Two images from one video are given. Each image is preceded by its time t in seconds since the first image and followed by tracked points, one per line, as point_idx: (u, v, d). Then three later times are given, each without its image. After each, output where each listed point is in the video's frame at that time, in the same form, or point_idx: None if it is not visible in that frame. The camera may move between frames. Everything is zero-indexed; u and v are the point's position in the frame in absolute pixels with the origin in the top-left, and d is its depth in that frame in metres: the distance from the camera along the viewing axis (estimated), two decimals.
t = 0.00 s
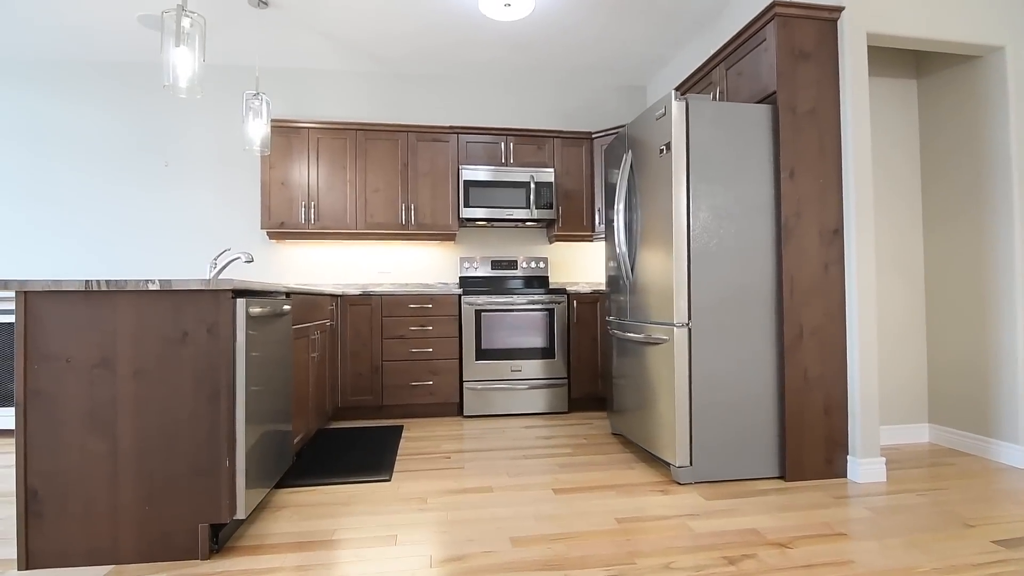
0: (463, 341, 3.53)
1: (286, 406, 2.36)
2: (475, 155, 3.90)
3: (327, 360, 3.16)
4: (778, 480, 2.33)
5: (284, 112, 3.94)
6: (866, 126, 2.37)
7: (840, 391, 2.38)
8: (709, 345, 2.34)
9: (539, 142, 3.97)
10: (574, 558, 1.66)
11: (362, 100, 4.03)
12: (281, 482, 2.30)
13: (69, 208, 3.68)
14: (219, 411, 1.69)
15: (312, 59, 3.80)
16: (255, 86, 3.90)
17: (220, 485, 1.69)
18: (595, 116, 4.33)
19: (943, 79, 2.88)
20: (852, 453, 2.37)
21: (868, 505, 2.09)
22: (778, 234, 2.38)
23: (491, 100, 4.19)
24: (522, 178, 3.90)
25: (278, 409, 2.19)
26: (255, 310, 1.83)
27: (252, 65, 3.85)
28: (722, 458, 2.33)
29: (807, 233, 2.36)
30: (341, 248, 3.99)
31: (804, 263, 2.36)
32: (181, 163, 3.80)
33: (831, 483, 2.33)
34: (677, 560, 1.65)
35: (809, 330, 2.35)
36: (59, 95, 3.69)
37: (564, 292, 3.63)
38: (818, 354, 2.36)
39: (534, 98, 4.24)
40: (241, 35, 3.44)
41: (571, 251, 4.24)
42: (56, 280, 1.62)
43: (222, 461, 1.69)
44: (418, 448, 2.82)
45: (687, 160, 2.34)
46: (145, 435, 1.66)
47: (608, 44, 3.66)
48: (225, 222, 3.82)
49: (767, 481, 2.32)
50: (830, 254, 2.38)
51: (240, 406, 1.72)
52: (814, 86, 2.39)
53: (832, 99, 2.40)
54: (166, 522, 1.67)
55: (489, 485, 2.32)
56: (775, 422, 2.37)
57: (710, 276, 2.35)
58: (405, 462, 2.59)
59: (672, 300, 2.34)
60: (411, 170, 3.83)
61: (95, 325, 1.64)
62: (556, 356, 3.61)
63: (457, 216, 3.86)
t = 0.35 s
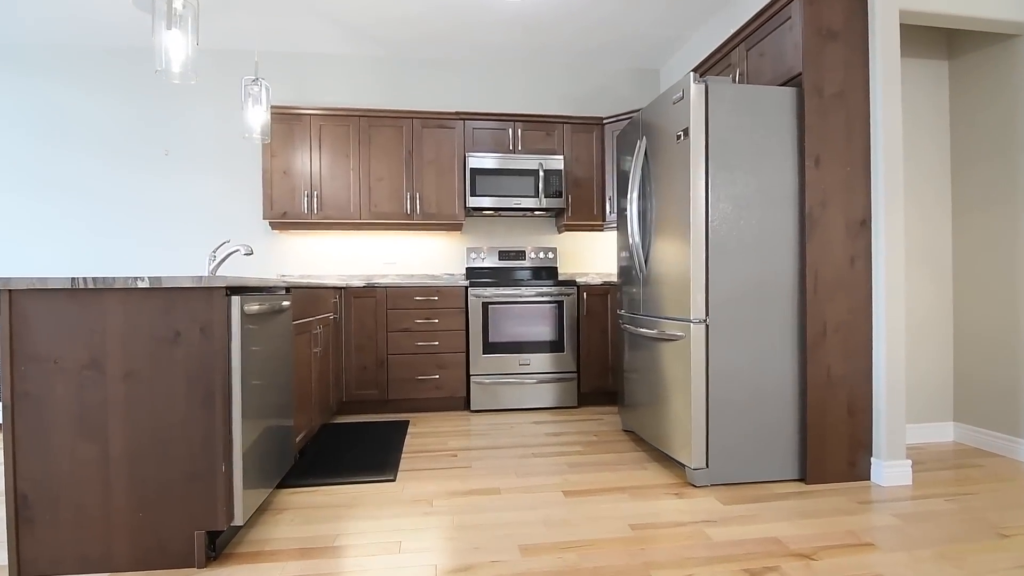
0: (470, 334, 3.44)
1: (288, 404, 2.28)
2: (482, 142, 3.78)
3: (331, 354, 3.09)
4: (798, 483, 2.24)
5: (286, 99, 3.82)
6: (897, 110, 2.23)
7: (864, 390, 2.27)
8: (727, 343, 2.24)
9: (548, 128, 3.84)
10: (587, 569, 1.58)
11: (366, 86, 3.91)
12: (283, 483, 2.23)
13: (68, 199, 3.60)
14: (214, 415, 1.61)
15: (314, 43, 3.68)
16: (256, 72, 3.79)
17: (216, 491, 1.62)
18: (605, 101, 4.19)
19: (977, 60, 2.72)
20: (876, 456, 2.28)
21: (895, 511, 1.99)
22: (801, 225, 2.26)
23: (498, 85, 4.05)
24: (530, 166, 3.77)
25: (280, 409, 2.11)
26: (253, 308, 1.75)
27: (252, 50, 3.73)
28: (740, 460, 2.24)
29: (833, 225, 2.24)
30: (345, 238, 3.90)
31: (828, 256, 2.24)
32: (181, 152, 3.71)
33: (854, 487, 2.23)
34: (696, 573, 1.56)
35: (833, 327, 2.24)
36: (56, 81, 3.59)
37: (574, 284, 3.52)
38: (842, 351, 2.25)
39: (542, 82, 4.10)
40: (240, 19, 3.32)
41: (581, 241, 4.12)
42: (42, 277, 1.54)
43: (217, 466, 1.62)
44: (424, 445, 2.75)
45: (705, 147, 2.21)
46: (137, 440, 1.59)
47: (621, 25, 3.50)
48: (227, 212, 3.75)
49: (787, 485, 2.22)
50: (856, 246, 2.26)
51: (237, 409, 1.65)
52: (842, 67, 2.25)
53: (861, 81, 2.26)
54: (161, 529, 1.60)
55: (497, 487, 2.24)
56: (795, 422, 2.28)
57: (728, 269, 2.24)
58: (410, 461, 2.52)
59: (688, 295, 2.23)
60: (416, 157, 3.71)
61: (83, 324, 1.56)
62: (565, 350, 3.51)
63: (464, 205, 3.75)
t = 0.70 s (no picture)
0: (475, 338, 3.36)
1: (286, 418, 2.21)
2: (487, 139, 3.66)
3: (332, 360, 3.01)
4: (815, 503, 2.14)
5: (286, 95, 3.72)
6: (926, 109, 2.10)
7: (887, 406, 2.16)
8: (742, 356, 2.14)
9: (555, 124, 3.71)
10: None
11: (367, 81, 3.79)
12: (281, 499, 2.17)
13: (65, 200, 3.53)
14: (202, 440, 1.54)
15: (314, 37, 3.56)
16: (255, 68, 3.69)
17: (207, 518, 1.55)
18: (615, 95, 4.05)
19: (1010, 53, 2.55)
20: (898, 474, 2.17)
21: (921, 537, 1.89)
22: (823, 232, 2.14)
23: (504, 79, 3.92)
24: (537, 163, 3.66)
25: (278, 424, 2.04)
26: (244, 325, 1.68)
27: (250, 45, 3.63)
28: (754, 479, 2.15)
29: (856, 232, 2.12)
30: (348, 238, 3.81)
31: (851, 264, 2.12)
32: (180, 151, 3.62)
33: (875, 507, 2.12)
34: None
35: (854, 339, 2.13)
36: (52, 79, 3.50)
37: (581, 286, 3.41)
38: (864, 364, 2.14)
39: (549, 76, 3.96)
40: (236, 13, 3.21)
41: (588, 240, 4.00)
42: (21, 297, 1.47)
43: (207, 493, 1.55)
44: (427, 456, 2.68)
45: (721, 149, 2.10)
46: (123, 466, 1.52)
47: (631, 15, 3.34)
48: (228, 213, 3.67)
49: (804, 506, 2.12)
50: (880, 254, 2.14)
51: (227, 433, 1.58)
52: (867, 62, 2.11)
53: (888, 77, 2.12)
54: (149, 559, 1.54)
55: (501, 504, 2.16)
56: (813, 439, 2.17)
57: (743, 279, 2.13)
58: (412, 474, 2.44)
59: (702, 307, 2.13)
60: (419, 155, 3.61)
61: (65, 346, 1.49)
62: (572, 354, 3.41)
63: (468, 204, 3.65)
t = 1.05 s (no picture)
0: (483, 344, 3.31)
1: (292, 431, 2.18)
2: (496, 140, 3.59)
3: (339, 367, 2.98)
4: (834, 523, 2.07)
5: (293, 96, 3.68)
6: (956, 113, 2.01)
7: (910, 423, 2.08)
8: (759, 371, 2.06)
9: (566, 124, 3.63)
10: None
11: (375, 82, 3.74)
12: (286, 512, 2.14)
13: (72, 203, 3.52)
14: (203, 462, 1.51)
15: (321, 36, 3.51)
16: (261, 68, 3.64)
17: (208, 540, 1.53)
18: (627, 93, 3.95)
19: None
20: (920, 494, 2.09)
21: (945, 563, 1.81)
22: (845, 243, 2.05)
23: (514, 77, 3.84)
24: (547, 165, 3.58)
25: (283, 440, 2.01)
26: (245, 343, 1.64)
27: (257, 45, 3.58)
28: (770, 497, 2.08)
29: (879, 243, 2.03)
30: (356, 241, 3.78)
31: (875, 276, 2.04)
32: (188, 154, 3.59)
33: (897, 529, 2.05)
34: None
35: (877, 355, 2.05)
36: (59, 82, 3.48)
37: (592, 291, 3.34)
38: (887, 380, 2.06)
39: (560, 74, 3.88)
40: (242, 13, 3.16)
41: (599, 242, 3.93)
42: (18, 318, 1.44)
43: (208, 515, 1.53)
44: (435, 466, 2.64)
45: (739, 157, 2.01)
46: (123, 488, 1.50)
47: (645, 12, 3.24)
48: (235, 216, 3.64)
49: (823, 527, 2.05)
50: (905, 265, 2.05)
51: (228, 454, 1.55)
52: (895, 64, 2.01)
53: (916, 79, 2.02)
54: None
55: (509, 520, 2.12)
56: (832, 457, 2.10)
57: (761, 291, 2.05)
58: (419, 486, 2.41)
59: (717, 320, 2.06)
60: (427, 157, 3.55)
61: (63, 367, 1.46)
62: (583, 360, 3.35)
63: (477, 207, 3.59)
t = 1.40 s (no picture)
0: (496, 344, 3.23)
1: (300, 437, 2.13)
2: (509, 134, 3.49)
3: (349, 368, 2.93)
4: (862, 539, 1.97)
5: (302, 90, 3.61)
6: (1000, 106, 1.88)
7: (946, 434, 1.97)
8: (786, 380, 1.96)
9: (581, 118, 3.52)
10: None
11: (385, 75, 3.65)
12: (295, 519, 2.10)
13: (83, 200, 3.50)
14: (205, 476, 1.46)
15: (330, 29, 3.43)
16: (269, 62, 3.58)
17: (211, 556, 1.48)
18: (644, 85, 3.82)
19: None
20: (955, 509, 1.99)
21: None
22: (878, 244, 1.94)
23: (527, 70, 3.74)
24: (561, 160, 3.48)
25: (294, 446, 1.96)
26: (250, 351, 1.58)
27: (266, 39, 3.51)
28: (796, 511, 1.99)
29: (916, 244, 1.92)
30: (366, 237, 3.71)
31: (910, 279, 1.92)
32: (198, 149, 3.54)
33: (930, 546, 1.95)
34: None
35: (912, 363, 1.94)
36: (68, 77, 3.44)
37: (607, 290, 3.25)
38: (922, 390, 1.94)
39: (574, 66, 3.76)
40: (250, 6, 3.09)
41: (614, 238, 3.82)
42: (15, 326, 1.39)
43: (212, 530, 1.47)
44: (446, 471, 2.58)
45: (766, 153, 1.90)
46: (124, 501, 1.45)
47: None
48: (244, 213, 3.60)
49: (851, 543, 1.96)
50: (943, 268, 1.93)
51: (232, 466, 1.49)
52: (936, 53, 1.88)
53: (958, 69, 1.90)
54: None
55: (522, 530, 2.05)
56: (862, 470, 2.00)
57: (788, 295, 1.95)
58: (429, 492, 2.35)
59: (742, 326, 1.96)
60: (439, 152, 3.46)
61: (61, 376, 1.41)
62: (597, 361, 3.27)
63: (489, 203, 3.50)
